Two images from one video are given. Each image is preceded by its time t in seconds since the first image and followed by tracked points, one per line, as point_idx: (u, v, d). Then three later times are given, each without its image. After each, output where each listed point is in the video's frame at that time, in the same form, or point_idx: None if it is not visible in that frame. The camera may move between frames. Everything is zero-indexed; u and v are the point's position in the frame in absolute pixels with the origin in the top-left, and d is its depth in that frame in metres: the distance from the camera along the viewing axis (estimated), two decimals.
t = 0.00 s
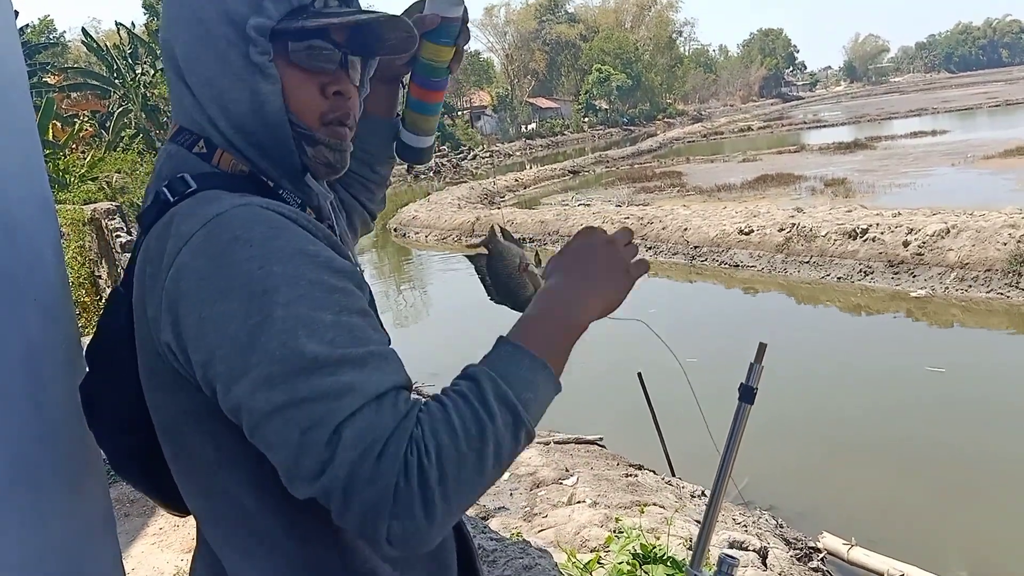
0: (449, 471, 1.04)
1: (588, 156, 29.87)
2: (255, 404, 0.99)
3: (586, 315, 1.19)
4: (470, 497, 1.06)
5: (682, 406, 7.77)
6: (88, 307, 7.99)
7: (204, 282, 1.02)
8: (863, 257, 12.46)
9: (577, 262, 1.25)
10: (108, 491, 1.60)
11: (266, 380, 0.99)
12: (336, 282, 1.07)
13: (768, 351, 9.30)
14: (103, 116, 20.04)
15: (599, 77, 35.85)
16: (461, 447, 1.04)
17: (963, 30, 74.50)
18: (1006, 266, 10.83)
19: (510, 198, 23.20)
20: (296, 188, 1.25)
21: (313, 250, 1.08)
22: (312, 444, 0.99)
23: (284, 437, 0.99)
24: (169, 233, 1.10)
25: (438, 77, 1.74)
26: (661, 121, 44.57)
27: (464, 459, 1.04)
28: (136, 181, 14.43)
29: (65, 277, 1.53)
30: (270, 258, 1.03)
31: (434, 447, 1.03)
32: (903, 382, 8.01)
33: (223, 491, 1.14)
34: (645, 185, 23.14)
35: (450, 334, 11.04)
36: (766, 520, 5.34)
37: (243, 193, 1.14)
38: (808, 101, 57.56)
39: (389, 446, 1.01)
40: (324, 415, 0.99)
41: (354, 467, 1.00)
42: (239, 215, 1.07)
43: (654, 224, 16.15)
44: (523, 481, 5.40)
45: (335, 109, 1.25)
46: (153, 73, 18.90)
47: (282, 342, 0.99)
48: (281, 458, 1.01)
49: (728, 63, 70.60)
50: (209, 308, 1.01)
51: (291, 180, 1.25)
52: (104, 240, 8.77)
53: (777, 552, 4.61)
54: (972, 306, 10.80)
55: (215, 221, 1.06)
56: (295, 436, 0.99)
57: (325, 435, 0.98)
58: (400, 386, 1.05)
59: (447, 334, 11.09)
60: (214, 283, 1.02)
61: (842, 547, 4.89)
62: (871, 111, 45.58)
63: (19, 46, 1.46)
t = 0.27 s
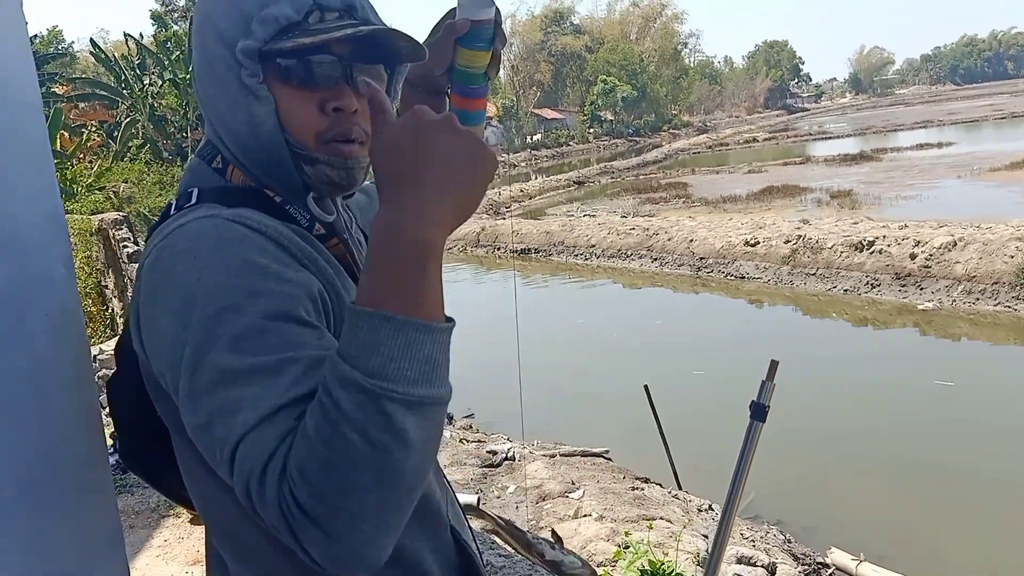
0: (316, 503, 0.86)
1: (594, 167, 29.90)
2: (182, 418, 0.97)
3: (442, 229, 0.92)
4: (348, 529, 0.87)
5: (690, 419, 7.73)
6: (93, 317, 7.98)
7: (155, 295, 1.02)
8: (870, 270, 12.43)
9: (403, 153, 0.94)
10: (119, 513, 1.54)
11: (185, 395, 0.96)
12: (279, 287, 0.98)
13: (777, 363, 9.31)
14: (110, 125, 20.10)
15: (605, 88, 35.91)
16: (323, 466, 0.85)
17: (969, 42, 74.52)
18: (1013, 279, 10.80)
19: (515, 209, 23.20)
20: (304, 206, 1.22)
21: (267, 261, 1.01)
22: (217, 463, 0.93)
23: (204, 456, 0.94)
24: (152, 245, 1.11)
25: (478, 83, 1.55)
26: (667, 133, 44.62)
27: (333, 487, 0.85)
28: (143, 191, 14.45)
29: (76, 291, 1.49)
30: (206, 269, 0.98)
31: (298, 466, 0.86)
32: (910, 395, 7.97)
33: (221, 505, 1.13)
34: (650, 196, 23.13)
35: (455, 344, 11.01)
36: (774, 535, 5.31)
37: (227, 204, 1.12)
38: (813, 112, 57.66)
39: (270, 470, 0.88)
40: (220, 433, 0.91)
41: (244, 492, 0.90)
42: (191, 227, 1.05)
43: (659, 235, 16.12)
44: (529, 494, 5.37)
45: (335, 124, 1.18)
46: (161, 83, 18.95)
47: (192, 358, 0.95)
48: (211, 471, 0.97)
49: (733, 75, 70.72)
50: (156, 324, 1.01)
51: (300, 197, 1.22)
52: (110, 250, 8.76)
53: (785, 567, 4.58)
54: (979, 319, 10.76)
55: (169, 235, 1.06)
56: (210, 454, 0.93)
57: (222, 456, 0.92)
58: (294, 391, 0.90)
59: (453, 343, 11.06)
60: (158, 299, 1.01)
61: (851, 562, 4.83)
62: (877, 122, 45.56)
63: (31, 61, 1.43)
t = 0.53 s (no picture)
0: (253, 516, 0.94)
1: (604, 179, 29.90)
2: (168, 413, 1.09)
3: (408, 278, 0.96)
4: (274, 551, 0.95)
5: (700, 432, 7.69)
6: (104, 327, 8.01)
7: (163, 302, 1.15)
8: (882, 282, 12.37)
9: (395, 193, 0.99)
10: (136, 526, 1.55)
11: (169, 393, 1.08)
12: (261, 307, 1.09)
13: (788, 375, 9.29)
14: (122, 136, 20.22)
15: (615, 100, 35.93)
16: (258, 488, 0.93)
17: (982, 53, 74.17)
18: None
19: (525, 220, 23.21)
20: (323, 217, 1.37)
21: (260, 283, 1.13)
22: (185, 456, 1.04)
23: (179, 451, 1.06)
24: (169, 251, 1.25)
25: (515, 128, 1.79)
26: (677, 144, 44.59)
27: (263, 507, 0.93)
28: (155, 203, 14.54)
29: (97, 305, 1.50)
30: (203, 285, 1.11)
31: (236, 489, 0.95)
32: (922, 409, 7.93)
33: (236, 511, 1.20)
34: (660, 207, 23.10)
35: (465, 354, 11.01)
36: (786, 549, 5.27)
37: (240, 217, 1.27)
38: (824, 125, 57.55)
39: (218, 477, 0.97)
40: (188, 434, 1.02)
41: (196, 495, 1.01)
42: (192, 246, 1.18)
43: (669, 247, 16.11)
44: (539, 506, 5.36)
45: (368, 146, 1.32)
46: (173, 95, 19.08)
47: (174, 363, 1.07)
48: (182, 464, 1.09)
49: (744, 87, 70.67)
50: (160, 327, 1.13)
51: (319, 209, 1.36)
52: (122, 260, 8.80)
53: None
54: (992, 332, 10.69)
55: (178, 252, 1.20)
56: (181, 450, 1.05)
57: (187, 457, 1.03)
58: (244, 410, 0.97)
59: (462, 354, 11.06)
60: (165, 306, 1.16)
61: None
62: (889, 135, 45.39)
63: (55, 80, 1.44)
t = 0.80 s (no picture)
0: (346, 517, 0.92)
1: (612, 188, 29.91)
2: (211, 428, 1.05)
3: (491, 295, 1.01)
4: (363, 553, 0.93)
5: (709, 442, 7.67)
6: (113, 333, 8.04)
7: (199, 313, 1.11)
8: (891, 293, 12.31)
9: (466, 233, 1.05)
10: (152, 527, 1.56)
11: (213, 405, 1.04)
12: (312, 317, 1.06)
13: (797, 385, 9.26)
14: (133, 144, 20.34)
15: (624, 110, 35.94)
16: (345, 492, 0.91)
17: (992, 64, 73.70)
18: None
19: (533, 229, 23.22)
20: (348, 228, 1.34)
21: (306, 291, 1.10)
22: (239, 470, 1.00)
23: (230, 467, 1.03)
24: (197, 263, 1.22)
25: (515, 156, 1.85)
26: (685, 154, 44.58)
27: (349, 508, 0.92)
28: (165, 211, 14.60)
29: (115, 306, 1.52)
30: (246, 294, 1.07)
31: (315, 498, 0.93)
32: (933, 421, 7.89)
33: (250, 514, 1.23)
34: (669, 217, 23.07)
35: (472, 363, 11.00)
36: (794, 560, 5.23)
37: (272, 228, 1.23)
38: (833, 135, 57.45)
39: (293, 485, 0.95)
40: (243, 450, 0.98)
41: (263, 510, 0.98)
42: (230, 256, 1.14)
43: (678, 257, 16.08)
44: (545, 515, 5.34)
45: (406, 155, 1.39)
46: (184, 104, 19.18)
47: (220, 376, 1.03)
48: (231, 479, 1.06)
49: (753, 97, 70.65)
50: (199, 338, 1.09)
51: (343, 220, 1.34)
52: (131, 267, 8.83)
53: None
54: (1003, 344, 10.62)
55: (211, 261, 1.15)
56: (232, 467, 1.02)
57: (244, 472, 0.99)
58: (315, 420, 0.96)
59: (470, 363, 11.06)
60: (202, 316, 1.11)
61: None
62: (899, 145, 45.23)
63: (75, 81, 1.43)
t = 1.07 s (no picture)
0: (469, 501, 1.12)
1: (613, 193, 29.98)
2: (294, 431, 1.06)
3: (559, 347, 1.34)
4: (476, 530, 1.13)
5: (707, 447, 7.68)
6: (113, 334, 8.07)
7: (247, 321, 1.10)
8: (890, 299, 12.33)
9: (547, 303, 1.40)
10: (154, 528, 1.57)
11: (298, 412, 1.06)
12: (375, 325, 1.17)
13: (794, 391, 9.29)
14: (134, 146, 20.40)
15: (624, 114, 36.02)
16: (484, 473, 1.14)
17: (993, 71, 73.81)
18: None
19: (533, 233, 23.27)
20: (356, 237, 1.32)
21: (358, 297, 1.17)
22: (342, 473, 1.05)
23: (317, 470, 1.05)
24: (218, 274, 1.18)
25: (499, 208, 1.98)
26: (686, 159, 44.67)
27: (486, 482, 1.14)
28: (166, 212, 14.64)
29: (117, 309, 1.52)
30: (309, 300, 1.11)
31: (455, 483, 1.11)
32: (931, 427, 7.90)
33: (255, 520, 1.23)
34: (669, 221, 23.12)
35: (472, 366, 11.02)
36: (790, 565, 5.24)
37: (295, 238, 1.21)
38: (834, 141, 57.56)
39: (424, 473, 1.08)
40: (358, 445, 1.05)
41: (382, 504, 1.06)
42: (280, 260, 1.14)
43: (677, 261, 16.11)
44: (543, 519, 5.35)
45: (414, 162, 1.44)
46: (185, 106, 19.24)
47: (309, 383, 1.06)
48: (303, 487, 1.07)
49: (754, 103, 70.78)
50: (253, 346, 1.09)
51: (351, 229, 1.32)
52: (132, 268, 8.86)
53: None
54: (1001, 350, 10.64)
55: (255, 265, 1.14)
56: (325, 469, 1.05)
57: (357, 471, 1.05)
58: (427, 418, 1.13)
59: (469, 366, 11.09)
60: (253, 323, 1.09)
61: None
62: (898, 151, 45.31)
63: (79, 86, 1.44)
